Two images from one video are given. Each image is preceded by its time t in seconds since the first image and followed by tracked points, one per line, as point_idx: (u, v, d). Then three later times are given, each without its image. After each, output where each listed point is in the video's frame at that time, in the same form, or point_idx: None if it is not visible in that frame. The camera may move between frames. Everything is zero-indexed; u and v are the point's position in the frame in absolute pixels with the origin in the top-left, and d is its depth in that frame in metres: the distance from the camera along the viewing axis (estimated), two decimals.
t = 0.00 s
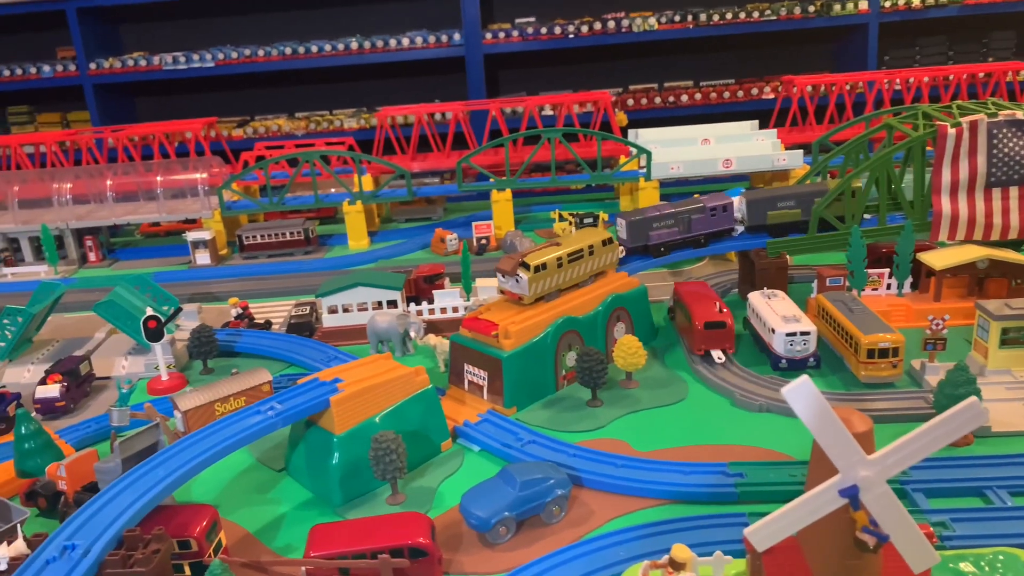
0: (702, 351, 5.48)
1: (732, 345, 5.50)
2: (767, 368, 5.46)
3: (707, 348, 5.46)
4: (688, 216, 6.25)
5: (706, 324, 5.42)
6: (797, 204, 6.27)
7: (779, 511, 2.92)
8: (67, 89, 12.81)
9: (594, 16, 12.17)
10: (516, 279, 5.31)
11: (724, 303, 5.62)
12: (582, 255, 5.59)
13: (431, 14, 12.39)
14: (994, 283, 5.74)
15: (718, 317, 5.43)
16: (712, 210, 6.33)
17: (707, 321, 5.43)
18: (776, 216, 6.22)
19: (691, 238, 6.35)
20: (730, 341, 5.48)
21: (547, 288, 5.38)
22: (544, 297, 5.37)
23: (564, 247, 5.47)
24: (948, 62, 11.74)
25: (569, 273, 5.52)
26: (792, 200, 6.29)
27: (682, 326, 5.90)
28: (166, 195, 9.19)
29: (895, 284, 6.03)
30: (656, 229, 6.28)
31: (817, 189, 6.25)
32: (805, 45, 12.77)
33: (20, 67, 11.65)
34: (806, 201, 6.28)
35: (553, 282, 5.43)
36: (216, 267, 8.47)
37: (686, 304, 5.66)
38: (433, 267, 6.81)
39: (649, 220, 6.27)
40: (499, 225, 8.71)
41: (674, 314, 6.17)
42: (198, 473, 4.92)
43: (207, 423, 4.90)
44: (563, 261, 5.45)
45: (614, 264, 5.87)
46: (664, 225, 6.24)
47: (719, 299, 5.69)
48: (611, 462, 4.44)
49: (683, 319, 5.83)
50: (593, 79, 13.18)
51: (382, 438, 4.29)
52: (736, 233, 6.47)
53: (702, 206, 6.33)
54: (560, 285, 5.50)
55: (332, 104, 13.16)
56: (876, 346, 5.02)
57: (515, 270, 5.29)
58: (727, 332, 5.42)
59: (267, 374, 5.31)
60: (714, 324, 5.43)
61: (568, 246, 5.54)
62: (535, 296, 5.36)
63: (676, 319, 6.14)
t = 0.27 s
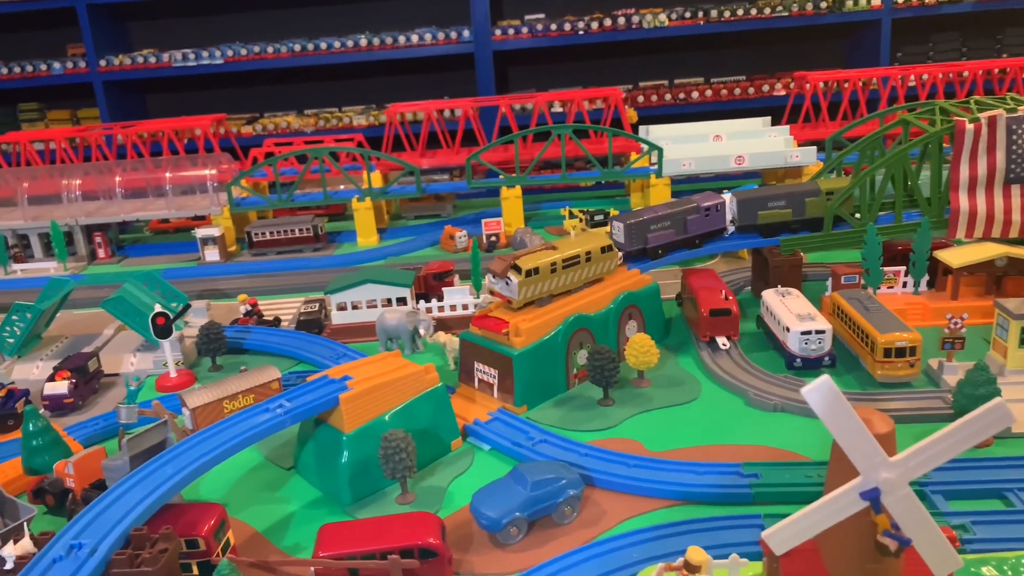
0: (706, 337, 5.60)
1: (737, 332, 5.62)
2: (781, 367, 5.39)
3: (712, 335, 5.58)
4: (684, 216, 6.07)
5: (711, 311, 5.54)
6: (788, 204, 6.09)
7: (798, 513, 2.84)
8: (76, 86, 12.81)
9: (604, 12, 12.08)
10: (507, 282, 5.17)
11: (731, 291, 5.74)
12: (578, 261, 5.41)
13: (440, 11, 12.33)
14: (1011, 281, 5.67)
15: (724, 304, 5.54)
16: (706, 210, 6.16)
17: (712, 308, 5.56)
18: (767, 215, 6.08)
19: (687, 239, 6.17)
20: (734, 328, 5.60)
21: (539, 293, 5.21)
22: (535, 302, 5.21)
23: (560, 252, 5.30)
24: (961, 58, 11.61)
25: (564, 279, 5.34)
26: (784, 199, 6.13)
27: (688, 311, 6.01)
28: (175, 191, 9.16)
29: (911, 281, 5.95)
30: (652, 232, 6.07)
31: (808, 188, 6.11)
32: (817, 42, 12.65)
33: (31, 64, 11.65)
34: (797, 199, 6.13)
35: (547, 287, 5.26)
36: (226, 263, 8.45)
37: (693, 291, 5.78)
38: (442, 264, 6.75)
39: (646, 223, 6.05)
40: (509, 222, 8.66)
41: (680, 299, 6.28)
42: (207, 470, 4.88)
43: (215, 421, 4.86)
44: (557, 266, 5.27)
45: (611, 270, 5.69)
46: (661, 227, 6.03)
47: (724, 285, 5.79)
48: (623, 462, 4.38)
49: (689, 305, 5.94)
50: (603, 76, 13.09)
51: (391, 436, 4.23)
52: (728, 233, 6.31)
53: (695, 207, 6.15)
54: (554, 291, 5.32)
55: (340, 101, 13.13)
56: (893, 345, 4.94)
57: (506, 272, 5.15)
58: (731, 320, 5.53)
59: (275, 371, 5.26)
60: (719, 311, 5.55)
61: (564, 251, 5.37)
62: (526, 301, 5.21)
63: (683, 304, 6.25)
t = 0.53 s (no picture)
0: (713, 325, 5.73)
1: (743, 321, 5.74)
2: (796, 368, 5.29)
3: (718, 322, 5.70)
4: (692, 216, 5.91)
5: (717, 299, 5.67)
6: (787, 204, 6.03)
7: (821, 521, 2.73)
8: (84, 85, 12.79)
9: (612, 11, 11.98)
10: (516, 284, 5.05)
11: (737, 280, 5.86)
12: (586, 262, 5.30)
13: (447, 10, 12.25)
14: None
15: (730, 293, 5.67)
16: (714, 209, 6.00)
17: (719, 296, 5.69)
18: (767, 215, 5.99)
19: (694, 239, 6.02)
20: (741, 316, 5.72)
21: (546, 295, 5.09)
22: (543, 303, 5.09)
23: (568, 252, 5.18)
24: (973, 56, 11.47)
25: (572, 280, 5.22)
26: (783, 199, 6.05)
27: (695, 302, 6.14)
28: (182, 191, 9.12)
29: (927, 281, 5.85)
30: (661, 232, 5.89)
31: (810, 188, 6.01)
32: (827, 40, 12.52)
33: (39, 64, 11.62)
34: (796, 200, 6.05)
35: (554, 288, 5.13)
36: (233, 263, 8.40)
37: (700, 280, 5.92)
38: (451, 264, 6.67)
39: (654, 223, 5.88)
40: (517, 221, 8.58)
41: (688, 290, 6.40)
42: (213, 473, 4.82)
43: (221, 423, 4.81)
44: (564, 267, 5.15)
45: (618, 271, 5.58)
46: (669, 227, 5.87)
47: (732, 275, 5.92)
48: (635, 466, 4.30)
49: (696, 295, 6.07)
50: (610, 75, 12.99)
51: (400, 439, 4.16)
52: (735, 231, 6.18)
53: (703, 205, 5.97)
54: (561, 293, 5.20)
55: (347, 101, 13.07)
56: (910, 346, 4.84)
57: (515, 274, 5.03)
58: (737, 309, 5.65)
59: (282, 371, 5.19)
60: (726, 300, 5.68)
61: (572, 252, 5.25)
62: (535, 303, 5.08)
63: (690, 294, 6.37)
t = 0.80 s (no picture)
0: (721, 310, 5.82)
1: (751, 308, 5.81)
2: (814, 368, 5.18)
3: (726, 307, 5.80)
4: (708, 212, 5.83)
5: (727, 285, 5.77)
6: (805, 200, 5.92)
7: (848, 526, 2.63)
8: (94, 82, 12.76)
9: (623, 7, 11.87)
10: (529, 281, 4.96)
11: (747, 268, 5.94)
12: (601, 259, 5.20)
13: (456, 6, 12.16)
14: None
15: (739, 279, 5.76)
16: (730, 206, 5.91)
17: (729, 282, 5.78)
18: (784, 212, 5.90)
19: (710, 236, 5.93)
20: (749, 303, 5.80)
21: (560, 292, 5.00)
22: (557, 301, 5.00)
23: (582, 249, 5.08)
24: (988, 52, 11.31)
25: (586, 278, 5.13)
26: (799, 195, 5.95)
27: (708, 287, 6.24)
28: (191, 187, 9.08)
29: (948, 279, 5.72)
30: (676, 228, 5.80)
31: (825, 186, 5.92)
32: (840, 36, 12.37)
33: (49, 61, 11.60)
34: (814, 196, 5.94)
35: (568, 286, 5.04)
36: (243, 260, 8.34)
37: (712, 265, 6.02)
38: (461, 260, 6.58)
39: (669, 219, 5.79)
40: (529, 217, 8.49)
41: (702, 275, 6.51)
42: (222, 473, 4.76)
43: (230, 421, 4.74)
44: (578, 264, 5.06)
45: (632, 268, 5.48)
46: (685, 223, 5.78)
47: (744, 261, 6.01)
48: (651, 467, 4.21)
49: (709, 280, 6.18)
50: (620, 72, 12.87)
51: (411, 439, 4.08)
52: (750, 229, 6.08)
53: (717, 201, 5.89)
54: (575, 290, 5.11)
55: (356, 98, 13.00)
56: (933, 345, 4.73)
57: (528, 271, 4.94)
58: (746, 295, 5.73)
59: (291, 369, 5.12)
60: (735, 286, 5.77)
61: (586, 249, 5.15)
62: (548, 301, 5.00)
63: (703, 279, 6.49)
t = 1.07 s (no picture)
0: (727, 300, 5.89)
1: (757, 301, 5.84)
2: (831, 370, 5.08)
3: (730, 298, 5.85)
4: (722, 212, 5.73)
5: (733, 275, 5.83)
6: (821, 200, 5.82)
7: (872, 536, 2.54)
8: (102, 81, 12.74)
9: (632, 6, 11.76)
10: (539, 281, 4.87)
11: (759, 261, 6.01)
12: (613, 259, 5.11)
13: (465, 5, 12.08)
14: None
15: (744, 270, 5.81)
16: (744, 205, 5.81)
17: (735, 273, 5.85)
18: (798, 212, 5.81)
19: (724, 236, 5.83)
20: (754, 297, 5.82)
21: (572, 292, 4.92)
22: (568, 301, 4.91)
23: (594, 249, 4.99)
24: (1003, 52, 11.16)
25: (598, 278, 5.04)
26: (815, 195, 5.84)
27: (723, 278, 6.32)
28: (199, 185, 9.03)
29: (967, 281, 5.61)
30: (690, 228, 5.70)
31: (842, 185, 5.82)
32: (852, 36, 12.23)
33: (58, 60, 11.57)
34: (831, 195, 5.84)
35: (579, 286, 4.96)
36: (250, 258, 8.28)
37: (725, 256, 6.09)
38: (470, 260, 6.50)
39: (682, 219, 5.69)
40: (538, 217, 8.40)
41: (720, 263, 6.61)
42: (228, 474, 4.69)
43: (236, 422, 4.67)
44: (590, 264, 4.97)
45: (644, 268, 5.38)
46: (698, 223, 5.68)
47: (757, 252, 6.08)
48: (665, 471, 4.11)
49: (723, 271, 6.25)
50: (629, 71, 12.77)
51: (420, 441, 4.00)
52: (764, 229, 5.98)
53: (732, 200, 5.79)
54: (587, 291, 5.03)
55: (365, 97, 12.94)
56: (953, 348, 4.62)
57: (539, 270, 4.85)
58: (750, 287, 5.78)
59: (299, 369, 5.05)
60: (740, 277, 5.83)
61: (597, 248, 5.06)
62: (559, 301, 4.91)
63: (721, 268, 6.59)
